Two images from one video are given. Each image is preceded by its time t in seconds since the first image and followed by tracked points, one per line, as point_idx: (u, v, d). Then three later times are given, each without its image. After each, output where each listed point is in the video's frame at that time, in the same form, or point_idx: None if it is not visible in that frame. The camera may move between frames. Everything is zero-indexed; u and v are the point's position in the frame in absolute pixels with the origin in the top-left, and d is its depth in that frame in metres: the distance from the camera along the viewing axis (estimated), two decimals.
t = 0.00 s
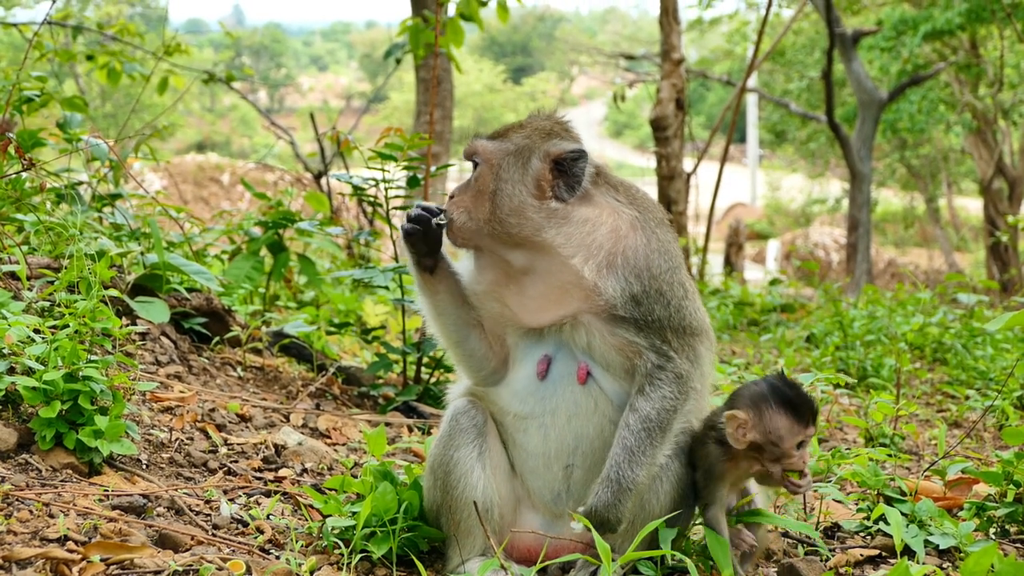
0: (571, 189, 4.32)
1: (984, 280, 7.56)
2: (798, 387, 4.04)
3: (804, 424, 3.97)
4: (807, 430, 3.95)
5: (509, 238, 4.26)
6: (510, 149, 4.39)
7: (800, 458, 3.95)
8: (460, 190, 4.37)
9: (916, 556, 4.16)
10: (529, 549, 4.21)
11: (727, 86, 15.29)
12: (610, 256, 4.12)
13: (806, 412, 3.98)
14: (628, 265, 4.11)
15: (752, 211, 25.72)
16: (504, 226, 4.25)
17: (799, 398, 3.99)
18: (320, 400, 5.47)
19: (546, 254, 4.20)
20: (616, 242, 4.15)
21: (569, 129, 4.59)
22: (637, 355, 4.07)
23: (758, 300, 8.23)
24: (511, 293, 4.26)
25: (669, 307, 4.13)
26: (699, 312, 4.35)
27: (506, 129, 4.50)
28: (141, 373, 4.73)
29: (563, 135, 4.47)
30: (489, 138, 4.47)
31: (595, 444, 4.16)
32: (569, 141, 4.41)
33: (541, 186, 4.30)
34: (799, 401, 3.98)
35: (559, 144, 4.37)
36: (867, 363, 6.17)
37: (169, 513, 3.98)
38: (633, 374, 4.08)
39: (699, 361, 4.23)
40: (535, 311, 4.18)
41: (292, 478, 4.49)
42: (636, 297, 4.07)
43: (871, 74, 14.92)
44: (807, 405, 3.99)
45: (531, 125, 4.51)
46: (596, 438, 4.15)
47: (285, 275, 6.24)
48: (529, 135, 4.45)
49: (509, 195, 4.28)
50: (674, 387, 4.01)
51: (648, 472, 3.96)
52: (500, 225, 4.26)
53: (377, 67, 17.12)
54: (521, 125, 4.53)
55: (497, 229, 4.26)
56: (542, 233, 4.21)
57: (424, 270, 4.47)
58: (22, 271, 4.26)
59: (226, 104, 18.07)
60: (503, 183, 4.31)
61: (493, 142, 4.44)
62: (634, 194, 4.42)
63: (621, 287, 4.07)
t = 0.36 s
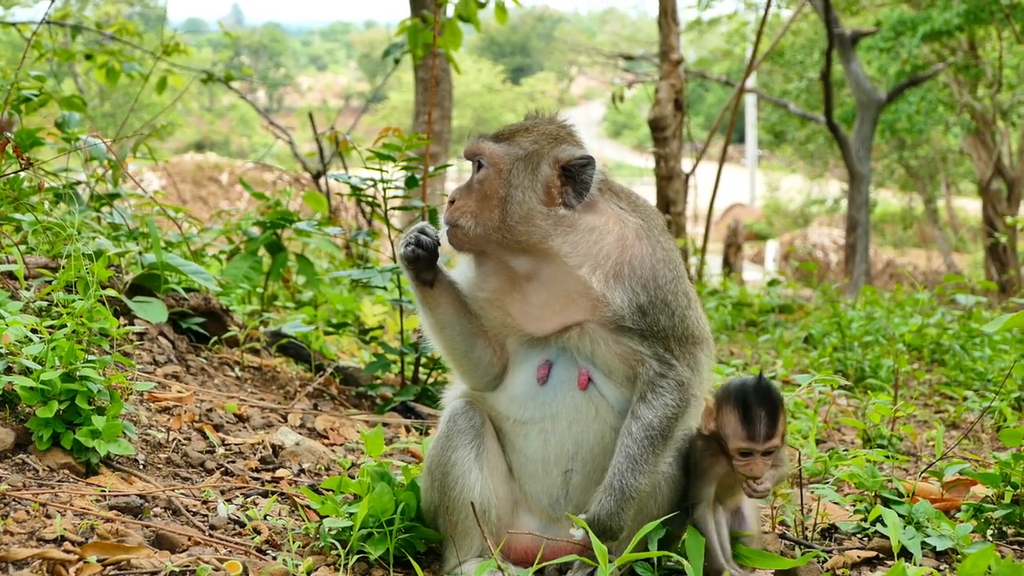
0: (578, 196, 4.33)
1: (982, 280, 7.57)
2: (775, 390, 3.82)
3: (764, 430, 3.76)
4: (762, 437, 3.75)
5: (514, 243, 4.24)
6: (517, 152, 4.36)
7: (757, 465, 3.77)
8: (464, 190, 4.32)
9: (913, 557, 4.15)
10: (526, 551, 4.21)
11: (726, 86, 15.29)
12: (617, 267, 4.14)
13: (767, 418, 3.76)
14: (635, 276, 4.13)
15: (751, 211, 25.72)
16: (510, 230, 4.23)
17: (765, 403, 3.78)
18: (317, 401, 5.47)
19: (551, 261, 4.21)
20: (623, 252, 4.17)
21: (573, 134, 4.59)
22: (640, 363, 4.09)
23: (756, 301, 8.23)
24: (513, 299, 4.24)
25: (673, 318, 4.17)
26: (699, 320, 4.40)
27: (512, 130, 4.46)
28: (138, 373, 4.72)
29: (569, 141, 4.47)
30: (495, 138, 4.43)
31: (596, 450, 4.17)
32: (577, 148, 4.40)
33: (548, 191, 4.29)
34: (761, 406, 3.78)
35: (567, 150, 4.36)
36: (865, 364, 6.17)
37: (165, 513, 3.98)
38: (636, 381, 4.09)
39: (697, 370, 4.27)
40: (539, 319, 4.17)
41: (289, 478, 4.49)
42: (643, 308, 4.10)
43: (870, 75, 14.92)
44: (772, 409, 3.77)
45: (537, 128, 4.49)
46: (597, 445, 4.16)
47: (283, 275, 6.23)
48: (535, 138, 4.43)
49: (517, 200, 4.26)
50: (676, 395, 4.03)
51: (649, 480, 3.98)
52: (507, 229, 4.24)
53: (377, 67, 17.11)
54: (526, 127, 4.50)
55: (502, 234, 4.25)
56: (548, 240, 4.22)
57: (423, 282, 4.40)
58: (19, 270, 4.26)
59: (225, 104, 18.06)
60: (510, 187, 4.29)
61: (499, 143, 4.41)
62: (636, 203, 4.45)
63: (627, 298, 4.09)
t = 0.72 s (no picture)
0: (577, 200, 4.34)
1: (980, 283, 7.57)
2: (745, 388, 3.74)
3: (727, 428, 3.70)
4: (721, 437, 3.69)
5: (512, 247, 4.26)
6: (517, 154, 4.38)
7: (725, 464, 3.72)
8: (464, 191, 4.34)
9: (910, 559, 4.17)
10: (524, 550, 4.21)
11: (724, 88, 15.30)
12: (615, 273, 4.15)
13: (729, 417, 3.71)
14: (633, 283, 4.14)
15: (750, 213, 25.74)
16: (509, 233, 4.25)
17: (731, 401, 3.74)
18: (315, 400, 5.47)
19: (549, 265, 4.22)
20: (620, 258, 4.18)
21: (575, 136, 4.61)
22: (636, 369, 4.10)
23: (754, 303, 8.22)
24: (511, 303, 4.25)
25: (670, 326, 4.19)
26: (696, 328, 4.42)
27: (513, 131, 4.47)
28: (137, 372, 4.72)
29: (570, 144, 4.48)
30: (496, 140, 4.44)
31: (591, 453, 4.19)
32: (577, 151, 4.41)
33: (548, 195, 4.31)
34: (725, 403, 3.73)
35: (568, 153, 4.38)
36: (863, 366, 6.18)
37: (164, 511, 3.98)
38: (633, 388, 4.11)
39: (693, 377, 4.29)
40: (536, 323, 4.18)
41: (287, 477, 4.48)
42: (640, 315, 4.11)
43: (869, 76, 14.93)
44: (734, 408, 3.71)
45: (538, 130, 4.50)
46: (592, 449, 4.18)
47: (282, 274, 6.22)
48: (536, 140, 4.44)
49: (516, 204, 4.28)
50: (670, 400, 4.05)
51: (640, 482, 4.01)
52: (506, 231, 4.26)
53: (376, 67, 17.10)
54: (528, 128, 4.51)
55: (501, 239, 4.27)
56: (546, 244, 4.23)
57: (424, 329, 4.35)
58: (19, 267, 4.25)
59: (224, 103, 18.05)
60: (509, 189, 4.31)
61: (500, 144, 4.42)
62: (635, 209, 4.47)
63: (625, 305, 4.10)
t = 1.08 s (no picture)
0: (574, 201, 4.34)
1: (977, 284, 7.60)
2: (737, 418, 3.74)
3: (717, 457, 3.73)
4: (710, 467, 3.73)
5: (510, 248, 4.25)
6: (515, 155, 4.37)
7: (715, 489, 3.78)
8: (462, 193, 4.33)
9: (903, 555, 4.20)
10: (519, 544, 4.23)
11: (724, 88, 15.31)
12: (611, 275, 4.16)
13: (718, 446, 3.73)
14: (629, 285, 4.16)
15: (749, 212, 25.77)
16: (506, 235, 4.24)
17: (721, 430, 3.75)
18: (312, 395, 5.48)
19: (546, 267, 4.22)
20: (617, 260, 4.19)
21: (571, 137, 4.62)
22: (631, 369, 4.12)
23: (752, 302, 8.23)
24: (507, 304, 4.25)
25: (666, 326, 4.20)
26: (692, 327, 4.44)
27: (509, 131, 4.47)
28: (135, 365, 4.74)
29: (567, 145, 4.49)
30: (492, 140, 4.43)
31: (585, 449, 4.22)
32: (574, 152, 4.42)
33: (546, 196, 4.31)
34: (716, 432, 3.76)
35: (565, 154, 4.38)
36: (859, 365, 6.19)
37: (159, 504, 4.00)
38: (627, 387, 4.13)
39: (688, 377, 4.32)
40: (533, 323, 4.18)
41: (284, 471, 4.49)
42: (635, 316, 4.13)
43: (869, 77, 14.94)
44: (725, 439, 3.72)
45: (535, 130, 4.50)
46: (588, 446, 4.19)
47: (280, 270, 6.24)
48: (532, 141, 4.44)
49: (515, 206, 4.27)
50: (663, 398, 4.09)
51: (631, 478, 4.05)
52: (504, 233, 4.25)
53: (376, 65, 17.10)
54: (524, 128, 4.51)
55: (500, 240, 4.25)
56: (544, 245, 4.23)
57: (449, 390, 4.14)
58: (16, 261, 4.27)
59: (223, 100, 18.06)
60: (507, 191, 4.30)
61: (497, 145, 4.41)
62: (632, 208, 4.49)
63: (620, 307, 4.12)
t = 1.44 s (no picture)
0: (568, 196, 4.35)
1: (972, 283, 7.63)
2: (717, 424, 3.73)
3: (700, 466, 3.69)
4: (694, 477, 3.68)
5: (504, 244, 4.25)
6: (508, 151, 4.37)
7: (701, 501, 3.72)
8: (455, 188, 4.32)
9: (894, 547, 4.22)
10: (511, 533, 4.24)
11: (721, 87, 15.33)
12: (605, 271, 4.17)
13: (701, 457, 3.70)
14: (622, 281, 4.18)
15: (745, 211, 25.85)
16: (499, 230, 4.24)
17: (704, 438, 3.73)
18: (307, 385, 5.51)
19: (540, 262, 4.22)
20: (611, 255, 4.20)
21: (564, 131, 4.62)
22: (623, 364, 4.14)
23: (747, 299, 8.26)
24: (500, 298, 4.24)
25: (658, 322, 4.22)
26: (683, 322, 4.47)
27: (502, 126, 4.46)
28: (129, 353, 4.75)
29: (560, 139, 4.49)
30: (485, 136, 4.42)
31: (577, 441, 4.24)
32: (568, 147, 4.43)
33: (540, 191, 4.31)
34: (697, 442, 3.74)
35: (559, 149, 4.38)
36: (854, 362, 6.22)
37: (153, 490, 4.00)
38: (619, 382, 4.15)
39: (679, 372, 4.34)
40: (526, 318, 4.18)
41: (277, 459, 4.51)
42: (628, 313, 4.15)
43: (867, 78, 14.96)
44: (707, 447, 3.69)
45: (527, 124, 4.50)
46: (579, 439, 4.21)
47: (276, 262, 6.26)
48: (526, 136, 4.44)
49: (509, 202, 4.27)
50: (654, 392, 4.12)
51: (622, 469, 4.06)
52: (497, 228, 4.24)
53: (374, 60, 17.09)
54: (517, 123, 4.51)
55: (493, 236, 4.25)
56: (537, 240, 4.23)
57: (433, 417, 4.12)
58: (11, 248, 4.27)
59: (220, 93, 18.04)
60: (500, 186, 4.30)
61: (490, 140, 4.39)
62: (625, 204, 4.50)
63: (614, 303, 4.14)
